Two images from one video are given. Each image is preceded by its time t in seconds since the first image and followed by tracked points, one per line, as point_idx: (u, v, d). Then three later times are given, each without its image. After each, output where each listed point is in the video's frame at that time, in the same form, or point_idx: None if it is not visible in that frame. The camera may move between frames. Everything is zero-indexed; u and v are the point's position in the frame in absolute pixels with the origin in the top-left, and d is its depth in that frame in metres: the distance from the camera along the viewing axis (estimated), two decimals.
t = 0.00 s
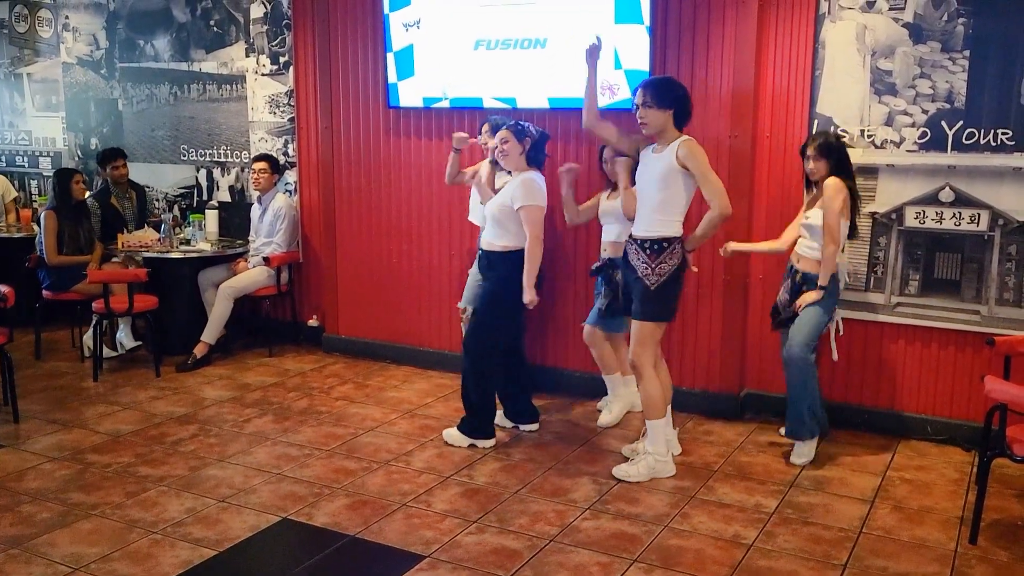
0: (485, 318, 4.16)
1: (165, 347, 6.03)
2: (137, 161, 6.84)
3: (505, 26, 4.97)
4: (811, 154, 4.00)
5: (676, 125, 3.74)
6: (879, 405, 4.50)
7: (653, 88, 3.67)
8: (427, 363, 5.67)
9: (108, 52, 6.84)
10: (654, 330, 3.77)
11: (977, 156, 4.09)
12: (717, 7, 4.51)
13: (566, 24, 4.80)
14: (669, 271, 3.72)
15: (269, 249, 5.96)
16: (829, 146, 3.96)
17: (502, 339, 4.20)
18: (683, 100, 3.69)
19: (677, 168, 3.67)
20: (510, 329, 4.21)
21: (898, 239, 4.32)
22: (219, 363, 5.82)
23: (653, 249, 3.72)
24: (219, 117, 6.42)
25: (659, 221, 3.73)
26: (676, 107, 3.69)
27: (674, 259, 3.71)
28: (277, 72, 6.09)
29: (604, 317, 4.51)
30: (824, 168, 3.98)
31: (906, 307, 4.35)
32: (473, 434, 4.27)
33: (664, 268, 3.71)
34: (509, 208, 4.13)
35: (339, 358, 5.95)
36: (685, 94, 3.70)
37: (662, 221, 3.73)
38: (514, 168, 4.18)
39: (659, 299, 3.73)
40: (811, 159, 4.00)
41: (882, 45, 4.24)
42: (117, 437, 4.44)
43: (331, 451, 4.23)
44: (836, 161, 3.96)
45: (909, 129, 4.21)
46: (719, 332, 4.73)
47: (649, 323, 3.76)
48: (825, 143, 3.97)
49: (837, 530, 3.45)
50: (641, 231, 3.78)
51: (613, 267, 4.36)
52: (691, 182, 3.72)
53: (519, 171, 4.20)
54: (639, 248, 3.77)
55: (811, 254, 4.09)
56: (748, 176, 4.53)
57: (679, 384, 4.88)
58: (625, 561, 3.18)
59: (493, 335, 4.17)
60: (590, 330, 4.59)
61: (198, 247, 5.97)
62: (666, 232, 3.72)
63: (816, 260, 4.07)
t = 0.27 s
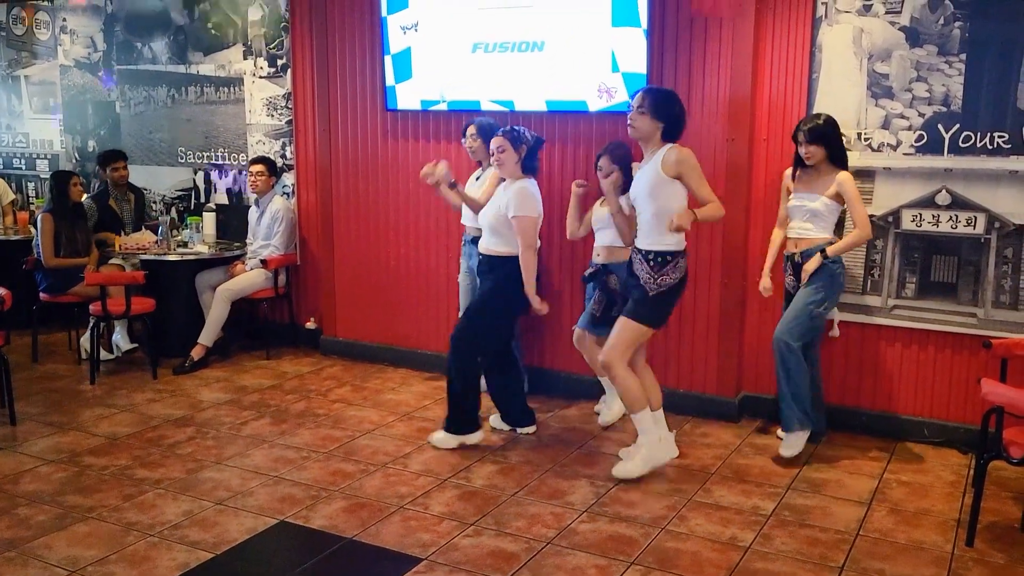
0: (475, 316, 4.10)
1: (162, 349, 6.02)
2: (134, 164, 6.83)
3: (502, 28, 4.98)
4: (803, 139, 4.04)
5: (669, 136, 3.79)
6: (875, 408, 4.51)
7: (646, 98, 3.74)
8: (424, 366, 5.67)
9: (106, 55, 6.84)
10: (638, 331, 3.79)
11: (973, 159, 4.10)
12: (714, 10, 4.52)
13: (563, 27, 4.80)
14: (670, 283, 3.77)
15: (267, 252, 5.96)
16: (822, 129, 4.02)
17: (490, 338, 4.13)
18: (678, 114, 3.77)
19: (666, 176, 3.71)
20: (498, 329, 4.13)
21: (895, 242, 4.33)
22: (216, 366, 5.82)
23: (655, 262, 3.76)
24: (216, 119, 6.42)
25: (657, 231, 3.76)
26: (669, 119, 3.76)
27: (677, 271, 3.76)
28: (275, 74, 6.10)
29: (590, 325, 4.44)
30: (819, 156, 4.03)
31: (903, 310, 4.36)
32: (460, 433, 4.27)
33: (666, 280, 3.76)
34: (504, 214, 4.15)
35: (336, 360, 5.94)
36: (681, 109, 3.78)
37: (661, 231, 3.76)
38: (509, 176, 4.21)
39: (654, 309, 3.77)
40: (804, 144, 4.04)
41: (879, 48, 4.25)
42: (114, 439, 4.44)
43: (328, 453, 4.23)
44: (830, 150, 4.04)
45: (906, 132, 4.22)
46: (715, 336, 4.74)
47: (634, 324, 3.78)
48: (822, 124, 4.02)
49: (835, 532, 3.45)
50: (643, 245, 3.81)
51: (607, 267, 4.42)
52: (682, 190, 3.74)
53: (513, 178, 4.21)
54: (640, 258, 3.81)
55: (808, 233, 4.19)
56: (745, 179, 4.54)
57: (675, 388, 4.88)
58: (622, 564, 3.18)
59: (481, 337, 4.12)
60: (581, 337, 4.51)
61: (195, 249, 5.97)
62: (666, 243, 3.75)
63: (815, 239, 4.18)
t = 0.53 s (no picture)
0: (467, 305, 4.13)
1: (158, 351, 6.01)
2: (130, 165, 6.82)
3: (499, 30, 4.98)
4: (797, 144, 4.03)
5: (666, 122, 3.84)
6: (870, 410, 4.52)
7: (639, 89, 3.80)
8: (420, 368, 5.67)
9: (101, 56, 6.83)
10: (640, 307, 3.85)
11: (968, 161, 4.11)
12: (710, 13, 4.53)
13: (559, 29, 4.81)
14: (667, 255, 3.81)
15: (262, 253, 5.95)
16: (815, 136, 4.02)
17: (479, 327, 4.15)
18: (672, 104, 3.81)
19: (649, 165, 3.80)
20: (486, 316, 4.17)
21: (890, 244, 4.34)
22: (212, 367, 5.81)
23: (648, 241, 3.83)
24: (212, 121, 6.41)
25: (654, 213, 3.83)
26: (666, 109, 3.81)
27: (670, 243, 3.79)
28: (271, 76, 6.09)
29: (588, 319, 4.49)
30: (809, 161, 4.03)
31: (898, 312, 4.37)
32: (450, 420, 4.26)
33: (659, 253, 3.80)
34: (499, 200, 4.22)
35: (332, 362, 5.93)
36: (675, 99, 3.83)
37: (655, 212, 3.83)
38: (494, 166, 4.21)
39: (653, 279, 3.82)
40: (796, 149, 4.03)
41: (875, 51, 4.26)
42: (109, 441, 4.43)
43: (324, 455, 4.22)
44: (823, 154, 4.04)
45: (901, 135, 4.23)
46: (711, 338, 4.74)
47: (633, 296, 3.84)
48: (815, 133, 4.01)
49: (830, 534, 3.45)
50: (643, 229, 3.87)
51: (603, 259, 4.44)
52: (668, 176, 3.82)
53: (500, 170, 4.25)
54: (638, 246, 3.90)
55: (793, 245, 4.14)
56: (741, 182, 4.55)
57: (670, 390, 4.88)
58: (618, 566, 3.18)
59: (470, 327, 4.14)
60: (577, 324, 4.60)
61: (191, 250, 5.98)
62: (658, 222, 3.83)
63: (802, 253, 4.13)
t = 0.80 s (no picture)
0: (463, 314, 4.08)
1: (153, 352, 6.00)
2: (125, 166, 6.81)
3: (495, 32, 4.98)
4: (788, 145, 3.86)
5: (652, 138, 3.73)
6: (867, 412, 4.52)
7: (625, 103, 3.67)
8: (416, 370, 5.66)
9: (97, 57, 6.82)
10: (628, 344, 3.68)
11: (964, 163, 4.11)
12: (706, 15, 4.54)
13: (555, 31, 4.81)
14: (644, 284, 3.63)
15: (259, 254, 5.95)
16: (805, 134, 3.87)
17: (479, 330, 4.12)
18: (661, 122, 3.71)
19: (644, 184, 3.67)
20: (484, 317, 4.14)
21: (887, 246, 4.35)
22: (207, 369, 5.79)
23: (624, 265, 3.68)
24: (208, 122, 6.40)
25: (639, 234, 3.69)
26: (652, 125, 3.70)
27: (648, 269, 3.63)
28: (267, 77, 6.08)
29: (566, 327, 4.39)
30: (802, 163, 3.88)
31: (895, 313, 4.37)
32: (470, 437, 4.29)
33: (638, 281, 3.64)
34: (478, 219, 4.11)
35: (328, 364, 5.92)
36: (664, 113, 3.72)
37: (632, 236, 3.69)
38: (480, 180, 4.15)
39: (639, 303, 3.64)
40: (787, 150, 3.87)
41: (871, 53, 4.26)
42: (105, 443, 4.42)
43: (320, 457, 4.21)
44: (815, 157, 3.90)
45: (897, 137, 4.23)
46: (706, 339, 4.75)
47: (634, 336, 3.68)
48: (806, 137, 3.85)
49: (827, 536, 3.45)
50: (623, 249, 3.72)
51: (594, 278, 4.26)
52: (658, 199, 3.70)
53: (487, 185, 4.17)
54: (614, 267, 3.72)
55: (787, 256, 3.93)
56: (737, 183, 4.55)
57: (666, 391, 4.89)
58: (615, 568, 3.17)
59: (471, 328, 4.11)
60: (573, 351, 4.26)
61: (186, 250, 6.02)
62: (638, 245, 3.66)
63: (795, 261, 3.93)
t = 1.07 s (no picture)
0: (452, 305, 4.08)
1: (153, 353, 6.00)
2: (126, 167, 6.81)
3: (496, 32, 4.98)
4: (774, 145, 3.62)
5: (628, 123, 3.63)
6: (867, 412, 4.52)
7: (594, 89, 3.57)
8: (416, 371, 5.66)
9: (98, 57, 6.82)
10: (594, 318, 3.65)
11: (964, 165, 4.12)
12: (707, 16, 4.54)
13: (556, 32, 4.81)
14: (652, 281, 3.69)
15: (259, 254, 5.95)
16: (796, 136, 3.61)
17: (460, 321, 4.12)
18: (633, 97, 3.60)
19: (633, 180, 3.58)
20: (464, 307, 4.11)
21: (887, 247, 4.35)
22: (207, 370, 5.79)
23: (637, 261, 3.63)
24: (209, 122, 6.40)
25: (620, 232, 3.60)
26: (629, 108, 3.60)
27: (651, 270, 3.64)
28: (267, 78, 6.08)
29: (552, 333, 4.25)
30: (791, 166, 3.62)
31: (895, 314, 4.38)
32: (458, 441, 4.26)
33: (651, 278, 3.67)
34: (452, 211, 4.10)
35: (328, 365, 5.93)
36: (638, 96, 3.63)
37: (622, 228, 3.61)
38: (460, 171, 4.11)
39: (602, 285, 3.63)
40: (774, 150, 3.62)
41: (871, 54, 4.26)
42: (105, 443, 4.41)
43: (320, 458, 4.21)
44: (804, 158, 3.63)
45: (898, 138, 4.24)
46: (706, 339, 4.75)
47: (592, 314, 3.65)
48: (798, 143, 3.60)
49: (827, 537, 3.45)
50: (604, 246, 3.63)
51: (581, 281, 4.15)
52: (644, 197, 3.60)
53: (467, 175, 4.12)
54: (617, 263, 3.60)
55: (780, 262, 3.68)
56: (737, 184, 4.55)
57: (666, 391, 4.89)
58: (615, 569, 3.18)
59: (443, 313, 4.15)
60: (531, 330, 4.16)
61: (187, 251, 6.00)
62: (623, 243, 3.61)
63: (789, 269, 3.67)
